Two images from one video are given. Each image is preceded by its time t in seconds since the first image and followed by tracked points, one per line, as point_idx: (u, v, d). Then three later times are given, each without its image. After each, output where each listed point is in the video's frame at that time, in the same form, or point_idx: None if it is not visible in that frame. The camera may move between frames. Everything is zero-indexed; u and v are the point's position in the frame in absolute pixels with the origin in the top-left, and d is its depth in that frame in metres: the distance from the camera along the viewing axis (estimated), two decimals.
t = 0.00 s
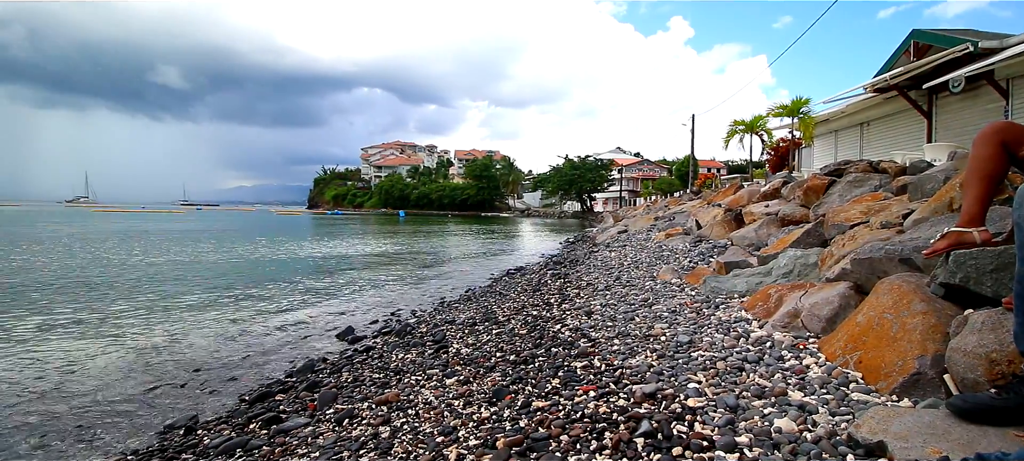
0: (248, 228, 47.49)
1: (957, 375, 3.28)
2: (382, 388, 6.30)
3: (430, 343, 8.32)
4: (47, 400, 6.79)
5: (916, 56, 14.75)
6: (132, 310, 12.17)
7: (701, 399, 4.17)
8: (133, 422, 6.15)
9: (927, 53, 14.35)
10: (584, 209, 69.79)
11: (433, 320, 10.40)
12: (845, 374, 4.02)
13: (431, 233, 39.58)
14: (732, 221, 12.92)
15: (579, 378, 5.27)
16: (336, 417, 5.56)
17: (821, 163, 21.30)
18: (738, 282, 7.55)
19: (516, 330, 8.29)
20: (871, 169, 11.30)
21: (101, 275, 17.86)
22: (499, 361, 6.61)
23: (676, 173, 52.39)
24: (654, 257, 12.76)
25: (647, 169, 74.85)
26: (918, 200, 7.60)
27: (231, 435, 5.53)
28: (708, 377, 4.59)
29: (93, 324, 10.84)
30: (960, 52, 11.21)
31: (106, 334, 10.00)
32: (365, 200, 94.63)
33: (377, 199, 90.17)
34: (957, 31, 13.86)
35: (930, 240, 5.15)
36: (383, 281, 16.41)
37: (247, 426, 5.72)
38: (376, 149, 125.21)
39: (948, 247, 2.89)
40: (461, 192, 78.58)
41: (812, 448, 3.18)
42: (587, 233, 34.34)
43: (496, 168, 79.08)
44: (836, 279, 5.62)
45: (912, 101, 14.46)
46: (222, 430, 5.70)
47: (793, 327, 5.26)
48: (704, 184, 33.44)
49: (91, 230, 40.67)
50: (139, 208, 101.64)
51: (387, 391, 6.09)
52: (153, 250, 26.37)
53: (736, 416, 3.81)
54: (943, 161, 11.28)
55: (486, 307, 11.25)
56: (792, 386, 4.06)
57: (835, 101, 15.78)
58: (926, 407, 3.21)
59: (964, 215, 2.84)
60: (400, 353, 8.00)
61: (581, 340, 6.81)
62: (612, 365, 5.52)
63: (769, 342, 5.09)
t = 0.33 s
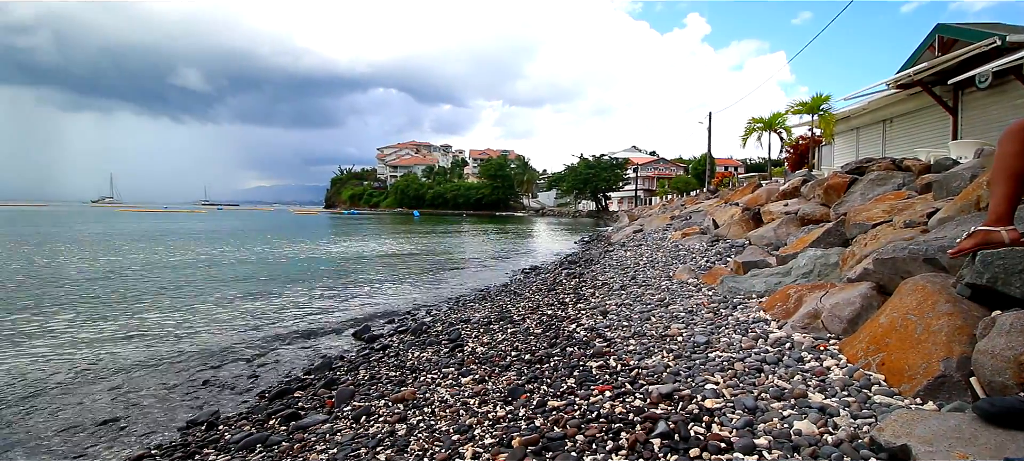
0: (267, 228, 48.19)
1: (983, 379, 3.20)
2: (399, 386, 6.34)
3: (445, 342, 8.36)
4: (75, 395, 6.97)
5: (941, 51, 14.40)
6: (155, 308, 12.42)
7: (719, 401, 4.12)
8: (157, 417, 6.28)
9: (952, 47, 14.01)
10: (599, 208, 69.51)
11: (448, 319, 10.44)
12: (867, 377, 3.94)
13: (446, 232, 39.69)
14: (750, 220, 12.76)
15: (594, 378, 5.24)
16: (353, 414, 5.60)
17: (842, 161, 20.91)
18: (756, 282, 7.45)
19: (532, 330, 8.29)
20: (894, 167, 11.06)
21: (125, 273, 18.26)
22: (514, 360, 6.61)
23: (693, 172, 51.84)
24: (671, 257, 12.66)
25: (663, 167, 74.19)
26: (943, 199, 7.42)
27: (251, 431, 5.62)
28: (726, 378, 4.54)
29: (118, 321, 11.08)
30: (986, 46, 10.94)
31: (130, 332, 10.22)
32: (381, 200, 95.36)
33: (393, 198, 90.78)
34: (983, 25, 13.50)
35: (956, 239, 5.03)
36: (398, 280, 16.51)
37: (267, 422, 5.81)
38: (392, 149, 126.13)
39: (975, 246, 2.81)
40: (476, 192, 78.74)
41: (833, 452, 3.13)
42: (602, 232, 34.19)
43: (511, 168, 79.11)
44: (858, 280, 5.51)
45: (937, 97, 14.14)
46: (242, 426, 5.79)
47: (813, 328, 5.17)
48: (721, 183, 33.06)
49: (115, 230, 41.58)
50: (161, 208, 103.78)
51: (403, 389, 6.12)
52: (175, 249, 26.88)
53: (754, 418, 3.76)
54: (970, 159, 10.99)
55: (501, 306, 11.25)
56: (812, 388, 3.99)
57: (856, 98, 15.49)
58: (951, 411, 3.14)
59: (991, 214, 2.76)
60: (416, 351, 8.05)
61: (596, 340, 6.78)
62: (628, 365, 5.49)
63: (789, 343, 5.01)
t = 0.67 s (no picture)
0: (286, 226, 48.94)
1: (1014, 382, 3.12)
2: (415, 384, 6.38)
3: (461, 341, 8.39)
4: (100, 391, 7.12)
5: (967, 45, 14.04)
6: (178, 306, 12.68)
7: (737, 402, 4.07)
8: (180, 413, 6.40)
9: (979, 41, 13.66)
10: (614, 207, 69.15)
11: (464, 318, 10.46)
12: (891, 379, 3.86)
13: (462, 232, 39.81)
14: (769, 219, 12.58)
15: (610, 378, 5.22)
16: (371, 411, 5.65)
17: (863, 159, 20.51)
18: (775, 282, 7.34)
19: (547, 329, 8.28)
20: (918, 164, 10.82)
21: (149, 272, 18.66)
22: (530, 359, 6.60)
23: (710, 170, 51.34)
24: (688, 256, 12.54)
25: (680, 166, 73.48)
26: (971, 197, 7.24)
27: (271, 427, 5.69)
28: (744, 379, 4.49)
29: (142, 319, 11.32)
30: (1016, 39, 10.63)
31: (153, 329, 10.43)
32: (397, 199, 95.98)
33: (409, 198, 91.38)
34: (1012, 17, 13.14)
35: (984, 238, 4.90)
36: (414, 279, 16.61)
37: (287, 418, 5.88)
38: (408, 148, 126.87)
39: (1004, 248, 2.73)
40: (491, 191, 78.84)
41: (855, 455, 3.08)
42: (617, 231, 34.01)
43: (526, 167, 79.04)
44: (881, 279, 5.40)
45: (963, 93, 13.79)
46: (263, 422, 5.87)
47: (834, 329, 5.07)
48: (740, 181, 32.66)
49: (139, 229, 42.51)
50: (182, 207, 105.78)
51: (420, 387, 6.16)
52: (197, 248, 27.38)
53: (774, 420, 3.70)
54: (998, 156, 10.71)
55: (516, 305, 11.25)
56: (834, 390, 3.92)
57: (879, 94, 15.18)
58: (979, 415, 3.07)
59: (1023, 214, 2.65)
60: (432, 350, 8.09)
61: (612, 340, 6.75)
62: (645, 365, 5.45)
63: (809, 344, 4.93)
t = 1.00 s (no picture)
0: (306, 226, 49.60)
1: None
2: (433, 382, 6.41)
3: (479, 340, 8.42)
4: (128, 388, 7.29)
5: (997, 38, 13.65)
6: (201, 304, 12.94)
7: (759, 404, 4.01)
8: (205, 409, 6.53)
9: (1010, 34, 13.26)
10: (632, 206, 68.67)
11: (480, 318, 10.49)
12: (919, 382, 3.77)
13: (478, 231, 39.86)
14: (791, 217, 12.38)
15: (629, 378, 5.18)
16: (390, 409, 5.70)
17: (889, 156, 20.05)
18: (797, 282, 7.22)
19: (564, 329, 8.25)
20: (947, 161, 10.55)
21: (174, 271, 19.08)
22: (547, 359, 6.59)
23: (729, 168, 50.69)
24: (707, 256, 12.40)
25: (698, 164, 72.69)
26: (1002, 195, 7.04)
27: (293, 423, 5.77)
28: (766, 380, 4.43)
29: (167, 317, 11.58)
30: None
31: (177, 327, 10.64)
32: (414, 199, 96.59)
33: (426, 197, 91.88)
34: None
35: (1017, 238, 4.76)
36: (431, 278, 16.70)
37: (308, 415, 5.97)
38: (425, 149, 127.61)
39: None
40: (507, 190, 78.90)
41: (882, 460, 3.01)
42: (635, 231, 33.76)
43: (542, 166, 78.95)
44: (908, 279, 5.27)
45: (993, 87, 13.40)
46: (284, 418, 5.96)
47: (860, 331, 4.96)
48: (760, 179, 32.17)
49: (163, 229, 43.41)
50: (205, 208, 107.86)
51: (438, 385, 6.19)
52: (219, 248, 27.91)
53: (797, 423, 3.64)
54: None
55: (533, 305, 11.23)
56: (859, 392, 3.85)
57: (905, 90, 14.82)
58: (1011, 420, 2.99)
59: None
60: (450, 348, 8.13)
61: (630, 340, 6.71)
62: (664, 366, 5.41)
63: (833, 346, 4.84)
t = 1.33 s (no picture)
0: (323, 226, 50.16)
1: None
2: (448, 381, 6.44)
3: (493, 339, 8.43)
4: (149, 385, 7.43)
5: None
6: (220, 303, 13.14)
7: (777, 406, 3.96)
8: (225, 406, 6.63)
9: None
10: (646, 205, 68.19)
11: (494, 317, 10.50)
12: (942, 384, 3.70)
13: (492, 231, 39.94)
14: (810, 216, 12.20)
15: (644, 378, 5.15)
16: (405, 407, 5.74)
17: (911, 153, 19.63)
18: (816, 282, 7.11)
19: (579, 328, 8.22)
20: (971, 159, 10.30)
21: (194, 270, 19.41)
22: (562, 358, 6.58)
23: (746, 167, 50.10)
24: (723, 255, 12.27)
25: (714, 162, 71.88)
26: None
27: (310, 420, 5.85)
28: (784, 382, 4.37)
29: (186, 316, 11.77)
30: None
31: (196, 326, 10.81)
32: (429, 199, 97.03)
33: (440, 197, 92.25)
34: None
35: None
36: (444, 277, 16.78)
37: (325, 412, 6.04)
38: (439, 148, 128.05)
39: None
40: (521, 189, 78.86)
41: None
42: (650, 230, 33.51)
43: (556, 166, 78.77)
44: (931, 279, 5.16)
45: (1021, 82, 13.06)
46: (301, 415, 6.04)
47: (881, 332, 4.87)
48: (778, 178, 31.73)
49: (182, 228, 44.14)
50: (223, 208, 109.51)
51: (452, 384, 6.22)
52: (238, 247, 28.32)
53: (816, 425, 3.59)
54: None
55: (547, 304, 11.21)
56: (880, 395, 3.78)
57: (928, 85, 14.50)
58: None
59: None
60: (464, 347, 8.15)
61: (645, 340, 6.66)
62: (679, 366, 5.36)
63: (853, 347, 4.76)
